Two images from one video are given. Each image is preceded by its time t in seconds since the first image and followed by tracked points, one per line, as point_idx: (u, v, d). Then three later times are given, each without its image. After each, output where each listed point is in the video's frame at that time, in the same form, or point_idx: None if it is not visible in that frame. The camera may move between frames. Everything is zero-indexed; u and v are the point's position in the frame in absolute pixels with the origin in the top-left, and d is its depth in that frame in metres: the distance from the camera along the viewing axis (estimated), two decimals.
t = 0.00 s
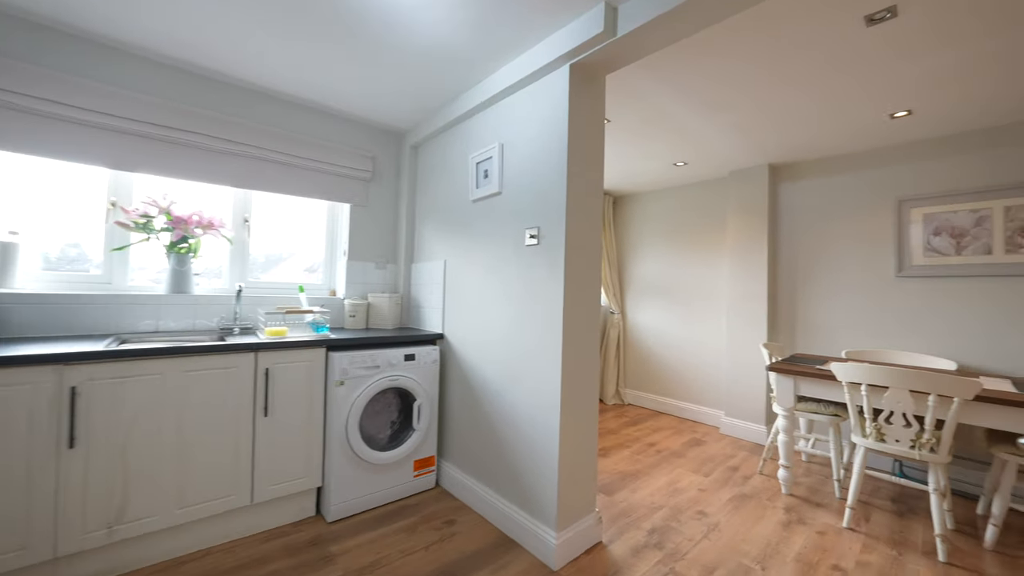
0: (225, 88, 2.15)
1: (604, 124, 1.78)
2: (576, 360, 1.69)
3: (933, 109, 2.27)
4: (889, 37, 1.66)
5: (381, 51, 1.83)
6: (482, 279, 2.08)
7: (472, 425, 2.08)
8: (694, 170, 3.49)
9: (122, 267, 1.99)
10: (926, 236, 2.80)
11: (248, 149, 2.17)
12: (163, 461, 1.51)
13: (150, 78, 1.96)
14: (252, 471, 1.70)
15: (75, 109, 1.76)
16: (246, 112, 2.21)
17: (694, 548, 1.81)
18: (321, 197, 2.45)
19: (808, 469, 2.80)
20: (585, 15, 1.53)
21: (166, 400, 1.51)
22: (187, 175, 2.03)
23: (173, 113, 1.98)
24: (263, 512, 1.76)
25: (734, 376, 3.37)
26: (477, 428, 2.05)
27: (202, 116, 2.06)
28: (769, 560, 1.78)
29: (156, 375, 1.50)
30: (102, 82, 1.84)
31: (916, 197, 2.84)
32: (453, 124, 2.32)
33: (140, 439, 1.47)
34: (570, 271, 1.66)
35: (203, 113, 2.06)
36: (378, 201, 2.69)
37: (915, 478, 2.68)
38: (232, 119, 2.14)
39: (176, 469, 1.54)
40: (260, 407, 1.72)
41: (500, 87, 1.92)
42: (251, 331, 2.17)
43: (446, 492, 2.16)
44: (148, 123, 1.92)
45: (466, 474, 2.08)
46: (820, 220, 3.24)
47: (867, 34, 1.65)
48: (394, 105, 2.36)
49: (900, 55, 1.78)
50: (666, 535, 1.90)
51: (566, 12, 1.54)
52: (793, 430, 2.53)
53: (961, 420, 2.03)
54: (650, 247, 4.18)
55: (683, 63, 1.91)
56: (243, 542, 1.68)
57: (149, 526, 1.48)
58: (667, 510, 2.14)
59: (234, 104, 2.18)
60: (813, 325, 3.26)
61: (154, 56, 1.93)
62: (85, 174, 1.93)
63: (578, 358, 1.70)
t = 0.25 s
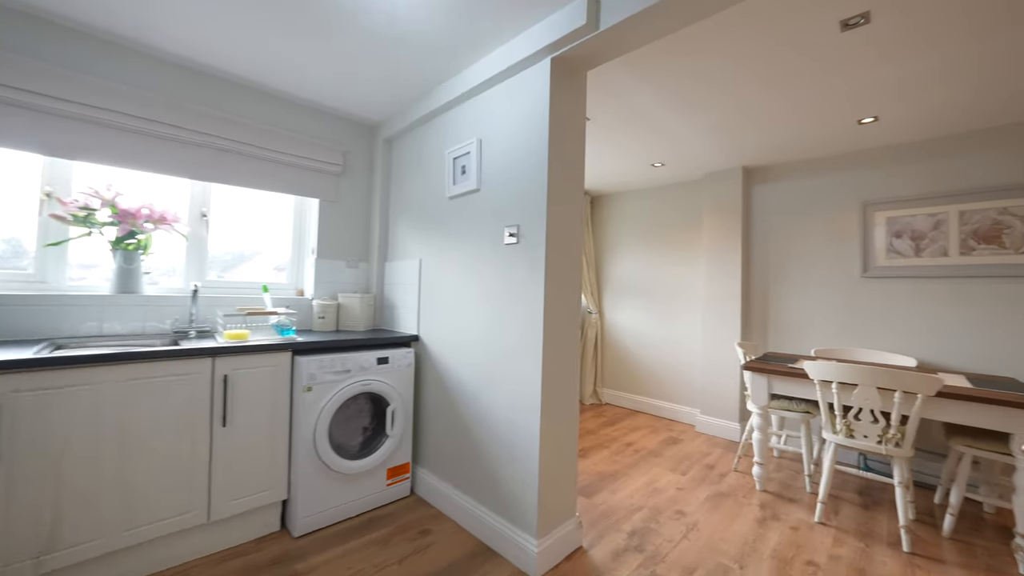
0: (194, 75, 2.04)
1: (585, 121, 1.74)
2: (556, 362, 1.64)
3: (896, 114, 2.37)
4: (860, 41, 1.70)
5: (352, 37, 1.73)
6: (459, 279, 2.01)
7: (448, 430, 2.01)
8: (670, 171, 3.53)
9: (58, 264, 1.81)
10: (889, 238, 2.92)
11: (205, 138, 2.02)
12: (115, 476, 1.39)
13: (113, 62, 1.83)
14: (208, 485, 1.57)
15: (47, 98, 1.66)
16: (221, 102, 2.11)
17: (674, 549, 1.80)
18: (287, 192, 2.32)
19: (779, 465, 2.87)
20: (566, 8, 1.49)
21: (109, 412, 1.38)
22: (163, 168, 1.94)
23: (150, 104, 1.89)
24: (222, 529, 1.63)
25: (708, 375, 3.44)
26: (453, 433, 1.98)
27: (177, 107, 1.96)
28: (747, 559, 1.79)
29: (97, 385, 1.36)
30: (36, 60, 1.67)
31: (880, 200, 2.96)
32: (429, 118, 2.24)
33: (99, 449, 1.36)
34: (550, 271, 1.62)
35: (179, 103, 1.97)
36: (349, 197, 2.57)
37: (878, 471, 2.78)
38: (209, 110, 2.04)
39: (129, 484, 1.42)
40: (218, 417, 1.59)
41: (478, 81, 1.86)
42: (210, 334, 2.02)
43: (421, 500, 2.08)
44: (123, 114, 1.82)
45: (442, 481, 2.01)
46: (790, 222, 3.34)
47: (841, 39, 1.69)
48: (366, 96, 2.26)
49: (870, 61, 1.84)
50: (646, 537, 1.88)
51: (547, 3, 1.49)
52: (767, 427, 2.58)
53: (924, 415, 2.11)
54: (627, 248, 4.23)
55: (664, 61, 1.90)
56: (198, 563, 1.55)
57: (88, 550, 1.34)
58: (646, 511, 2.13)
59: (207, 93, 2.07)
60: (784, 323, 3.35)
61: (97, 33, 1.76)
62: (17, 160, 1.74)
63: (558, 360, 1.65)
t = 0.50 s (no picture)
0: (175, 65, 1.96)
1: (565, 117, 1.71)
2: (536, 365, 1.60)
3: (862, 121, 2.46)
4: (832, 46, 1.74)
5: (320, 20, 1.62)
6: (435, 279, 1.94)
7: (423, 436, 1.94)
8: (646, 171, 3.57)
9: None
10: (851, 240, 3.04)
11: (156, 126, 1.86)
12: (54, 497, 1.26)
13: (48, 38, 1.65)
14: (159, 504, 1.44)
15: (35, 90, 1.60)
16: (187, 90, 1.98)
17: (653, 551, 1.80)
18: (250, 185, 2.17)
19: (750, 460, 2.94)
20: None
21: (40, 427, 1.23)
22: (155, 164, 1.89)
23: (141, 98, 1.84)
24: (175, 550, 1.50)
25: (682, 373, 3.50)
26: (428, 439, 1.91)
27: (139, 94, 1.84)
28: (724, 557, 1.81)
29: (25, 398, 1.21)
30: None
31: (843, 203, 3.08)
32: (403, 110, 2.14)
33: (28, 470, 1.22)
34: (530, 271, 1.57)
35: (168, 98, 1.91)
36: (318, 192, 2.44)
37: (840, 463, 2.89)
38: (176, 99, 1.93)
39: (70, 505, 1.28)
40: (170, 430, 1.46)
41: (456, 72, 1.79)
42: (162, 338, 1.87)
43: (394, 509, 2.00)
44: (113, 108, 1.76)
45: (417, 489, 1.93)
46: (759, 223, 3.43)
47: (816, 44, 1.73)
48: (335, 85, 2.14)
49: (840, 64, 1.90)
50: (626, 539, 1.87)
51: None
52: (739, 424, 2.64)
53: (888, 410, 2.20)
54: (602, 247, 4.25)
55: (644, 58, 1.89)
56: None
57: None
58: (625, 512, 2.13)
59: (193, 88, 2.02)
60: (753, 322, 3.44)
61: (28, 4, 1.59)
62: None
63: (539, 363, 1.61)
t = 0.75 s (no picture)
0: (117, 40, 1.77)
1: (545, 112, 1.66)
2: (515, 368, 1.55)
3: (828, 124, 2.55)
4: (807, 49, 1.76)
5: None
6: (408, 279, 1.85)
7: (396, 443, 1.85)
8: (622, 170, 3.58)
9: None
10: (817, 241, 3.14)
11: (98, 110, 1.69)
12: None
13: None
14: (100, 529, 1.30)
15: (42, 88, 1.57)
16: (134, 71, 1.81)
17: (632, 554, 1.78)
18: (207, 177, 2.02)
19: (722, 457, 3.00)
20: None
21: None
22: (160, 163, 1.87)
23: (77, 77, 1.65)
24: None
25: (657, 371, 3.54)
26: (402, 446, 1.82)
27: (76, 73, 1.65)
28: (702, 557, 1.82)
29: None
30: None
31: (810, 205, 3.18)
32: (376, 101, 2.04)
33: None
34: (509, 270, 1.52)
35: (111, 79, 1.73)
36: (283, 185, 2.30)
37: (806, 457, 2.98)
38: (121, 80, 1.75)
39: None
40: (113, 445, 1.33)
41: (432, 62, 1.71)
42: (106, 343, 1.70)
43: (365, 521, 1.90)
44: (83, 98, 1.66)
45: (390, 499, 1.84)
46: (731, 223, 3.50)
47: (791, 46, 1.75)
48: (302, 73, 2.02)
49: (813, 68, 1.94)
50: (605, 544, 1.85)
51: None
52: (713, 422, 2.67)
53: (854, 406, 2.27)
54: (578, 246, 4.26)
55: (624, 54, 1.87)
56: None
57: None
58: (603, 515, 2.11)
59: (141, 68, 1.84)
60: (725, 320, 3.51)
61: None
62: None
63: (518, 366, 1.56)
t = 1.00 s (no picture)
0: (45, 7, 1.56)
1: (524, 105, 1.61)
2: (494, 371, 1.49)
3: (794, 128, 2.66)
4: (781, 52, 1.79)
5: None
6: (380, 278, 1.76)
7: (366, 451, 1.75)
8: (597, 169, 3.61)
9: None
10: (782, 243, 3.25)
11: (26, 87, 1.50)
12: None
13: None
14: (27, 560, 1.16)
15: (40, 82, 1.54)
16: (70, 45, 1.62)
17: (611, 558, 1.77)
18: (157, 166, 1.84)
19: (693, 454, 3.05)
20: None
21: None
22: (157, 161, 1.84)
23: None
24: None
25: (630, 370, 3.58)
26: (372, 454, 1.73)
27: None
28: (679, 558, 1.82)
29: None
30: None
31: (775, 208, 3.29)
32: (345, 89, 1.94)
33: None
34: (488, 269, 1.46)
35: (39, 52, 1.53)
36: (243, 177, 2.15)
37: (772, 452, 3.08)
38: (54, 55, 1.56)
39: None
40: (42, 464, 1.18)
41: (406, 49, 1.63)
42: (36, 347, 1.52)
43: (333, 535, 1.80)
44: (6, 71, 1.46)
45: (359, 511, 1.75)
46: (701, 224, 3.58)
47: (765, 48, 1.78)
48: (264, 57, 1.89)
49: (784, 72, 2.01)
50: (583, 548, 1.82)
51: None
52: (686, 421, 2.71)
53: (820, 403, 2.35)
54: (552, 245, 4.25)
55: (604, 48, 1.86)
56: None
57: None
58: (580, 518, 2.09)
59: (77, 41, 1.64)
60: (695, 319, 3.57)
61: None
62: None
63: (496, 369, 1.50)
